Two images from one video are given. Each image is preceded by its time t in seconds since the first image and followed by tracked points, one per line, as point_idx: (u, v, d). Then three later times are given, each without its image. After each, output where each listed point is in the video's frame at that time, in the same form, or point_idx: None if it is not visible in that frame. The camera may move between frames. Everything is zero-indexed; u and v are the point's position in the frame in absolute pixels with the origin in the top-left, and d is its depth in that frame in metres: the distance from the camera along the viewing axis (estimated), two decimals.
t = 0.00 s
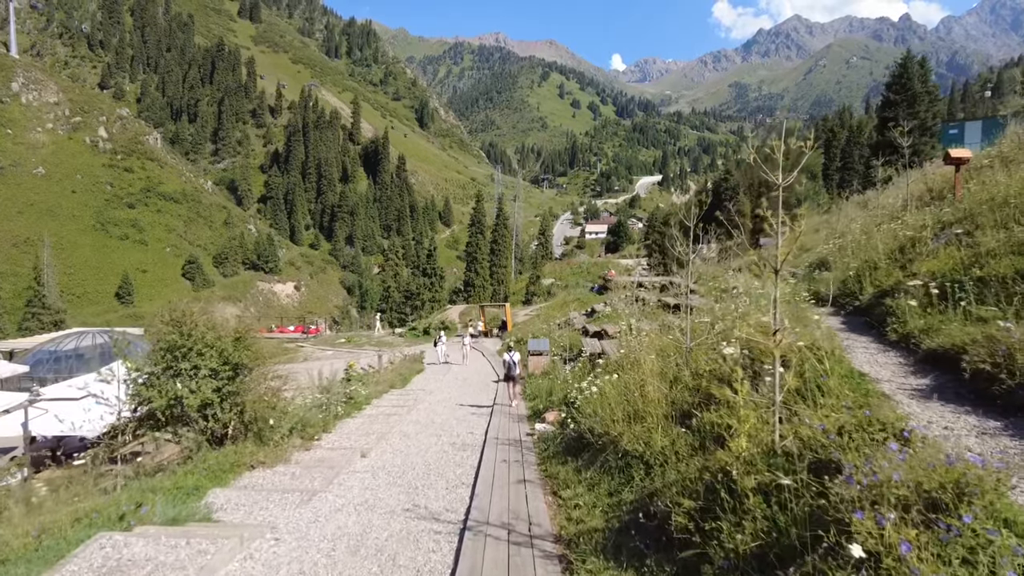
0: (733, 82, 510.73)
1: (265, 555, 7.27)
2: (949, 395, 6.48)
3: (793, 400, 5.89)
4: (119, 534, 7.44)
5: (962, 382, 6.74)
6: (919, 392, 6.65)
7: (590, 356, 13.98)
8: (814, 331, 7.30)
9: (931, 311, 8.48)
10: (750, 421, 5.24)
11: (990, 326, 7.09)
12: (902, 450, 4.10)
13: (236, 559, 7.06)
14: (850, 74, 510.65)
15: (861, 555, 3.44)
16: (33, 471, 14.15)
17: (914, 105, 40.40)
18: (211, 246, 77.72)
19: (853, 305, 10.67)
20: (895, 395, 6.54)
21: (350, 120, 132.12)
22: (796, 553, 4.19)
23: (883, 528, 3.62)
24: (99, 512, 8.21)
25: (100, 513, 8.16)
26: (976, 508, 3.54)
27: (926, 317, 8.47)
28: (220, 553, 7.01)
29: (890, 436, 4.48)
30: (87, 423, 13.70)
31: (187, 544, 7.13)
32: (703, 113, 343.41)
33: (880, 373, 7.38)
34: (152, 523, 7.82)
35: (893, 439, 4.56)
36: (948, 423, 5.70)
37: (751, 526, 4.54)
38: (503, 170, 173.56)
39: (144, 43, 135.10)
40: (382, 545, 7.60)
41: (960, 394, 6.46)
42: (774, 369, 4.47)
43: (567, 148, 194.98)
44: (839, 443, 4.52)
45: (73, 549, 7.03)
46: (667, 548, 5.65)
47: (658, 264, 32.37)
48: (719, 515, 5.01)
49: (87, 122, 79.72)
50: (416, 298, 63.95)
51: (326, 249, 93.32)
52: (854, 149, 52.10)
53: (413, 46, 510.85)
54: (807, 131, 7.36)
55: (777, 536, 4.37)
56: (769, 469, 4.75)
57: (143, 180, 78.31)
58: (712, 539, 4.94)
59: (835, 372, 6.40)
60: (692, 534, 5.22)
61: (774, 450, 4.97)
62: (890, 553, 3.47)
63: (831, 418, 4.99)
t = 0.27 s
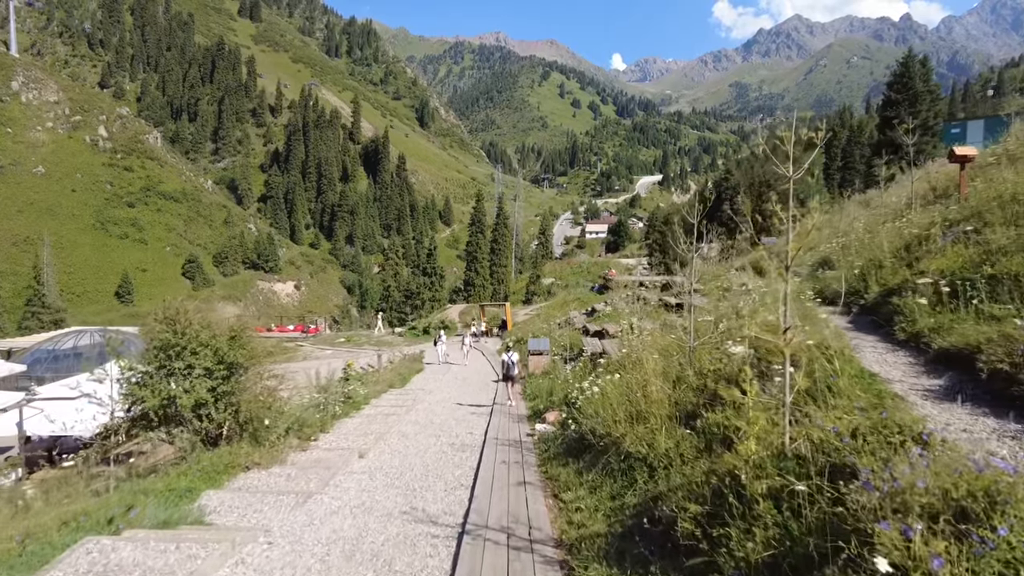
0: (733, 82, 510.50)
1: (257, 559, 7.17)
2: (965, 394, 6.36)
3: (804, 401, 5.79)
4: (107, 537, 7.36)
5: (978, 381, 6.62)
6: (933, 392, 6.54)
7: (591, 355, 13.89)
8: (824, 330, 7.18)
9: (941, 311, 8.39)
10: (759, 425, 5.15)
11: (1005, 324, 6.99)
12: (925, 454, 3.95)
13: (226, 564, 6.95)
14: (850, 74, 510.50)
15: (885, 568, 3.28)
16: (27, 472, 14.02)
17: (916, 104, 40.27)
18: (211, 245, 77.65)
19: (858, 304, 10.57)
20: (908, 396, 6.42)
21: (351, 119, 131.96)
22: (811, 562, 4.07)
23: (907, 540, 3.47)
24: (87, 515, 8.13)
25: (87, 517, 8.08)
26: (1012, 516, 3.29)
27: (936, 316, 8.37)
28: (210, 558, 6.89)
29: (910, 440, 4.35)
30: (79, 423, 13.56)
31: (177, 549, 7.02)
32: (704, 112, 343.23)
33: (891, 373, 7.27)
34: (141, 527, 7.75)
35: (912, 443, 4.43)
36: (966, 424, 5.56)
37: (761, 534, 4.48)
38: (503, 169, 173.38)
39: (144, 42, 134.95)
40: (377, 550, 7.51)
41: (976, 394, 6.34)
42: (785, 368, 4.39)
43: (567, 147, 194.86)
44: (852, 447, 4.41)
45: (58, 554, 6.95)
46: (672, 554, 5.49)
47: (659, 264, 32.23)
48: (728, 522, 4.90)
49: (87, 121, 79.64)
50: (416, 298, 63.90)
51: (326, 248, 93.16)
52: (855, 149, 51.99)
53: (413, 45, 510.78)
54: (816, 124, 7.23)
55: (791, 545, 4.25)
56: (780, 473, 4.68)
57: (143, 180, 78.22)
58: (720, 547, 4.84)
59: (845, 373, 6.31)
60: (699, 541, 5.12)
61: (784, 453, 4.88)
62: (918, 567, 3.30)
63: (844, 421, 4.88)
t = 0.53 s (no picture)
0: (733, 82, 510.37)
1: (250, 567, 7.05)
2: (984, 396, 6.26)
3: (817, 404, 5.69)
4: (94, 544, 7.24)
5: (996, 382, 6.52)
6: (952, 394, 6.43)
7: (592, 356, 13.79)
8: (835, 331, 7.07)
9: (955, 311, 8.30)
10: (770, 430, 5.07)
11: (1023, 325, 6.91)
12: (958, 464, 3.81)
13: (218, 572, 6.82)
14: (850, 74, 510.50)
15: None
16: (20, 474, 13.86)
17: (918, 103, 40.15)
18: (211, 244, 77.51)
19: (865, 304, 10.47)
20: (927, 397, 6.30)
21: (351, 119, 131.78)
22: None
23: (943, 557, 3.32)
24: (75, 520, 8.02)
25: (76, 522, 7.97)
26: None
27: (950, 316, 8.28)
28: (201, 566, 6.77)
29: (933, 448, 4.24)
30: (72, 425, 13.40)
31: (167, 556, 6.90)
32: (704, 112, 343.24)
33: (905, 375, 7.16)
34: (131, 533, 7.63)
35: (939, 449, 4.30)
36: (989, 427, 5.45)
37: (776, 544, 4.33)
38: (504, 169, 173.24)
39: (144, 42, 134.74)
40: (374, 556, 7.39)
41: (996, 395, 6.24)
42: (798, 371, 4.33)
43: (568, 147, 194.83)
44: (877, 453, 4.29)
45: (43, 562, 6.83)
46: (681, 565, 5.35)
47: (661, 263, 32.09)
48: (740, 531, 4.77)
49: (87, 120, 79.48)
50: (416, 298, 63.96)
51: (326, 248, 93.04)
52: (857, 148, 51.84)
53: (413, 45, 510.81)
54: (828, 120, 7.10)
55: (811, 558, 4.12)
56: (796, 481, 4.55)
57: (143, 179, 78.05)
58: (732, 556, 4.72)
59: (860, 375, 6.21)
60: (708, 551, 4.98)
61: (798, 460, 4.80)
62: None
63: (862, 425, 4.77)
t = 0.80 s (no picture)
0: (734, 81, 510.48)
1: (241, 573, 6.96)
2: (1001, 397, 6.16)
3: (830, 407, 5.59)
4: (80, 550, 7.18)
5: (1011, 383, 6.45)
6: (967, 395, 6.33)
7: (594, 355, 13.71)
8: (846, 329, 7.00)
9: (963, 310, 8.30)
10: (783, 433, 4.98)
11: None
12: (983, 470, 3.72)
13: None
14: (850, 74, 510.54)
15: None
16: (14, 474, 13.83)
17: (920, 101, 40.06)
18: (211, 244, 77.45)
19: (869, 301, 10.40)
20: (941, 397, 6.19)
21: (351, 118, 131.69)
22: None
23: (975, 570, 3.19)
24: (62, 525, 7.99)
25: (64, 527, 7.93)
26: None
27: (959, 315, 8.26)
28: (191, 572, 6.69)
29: (958, 455, 4.12)
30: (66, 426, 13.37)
31: (155, 563, 6.83)
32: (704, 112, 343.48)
33: (918, 376, 7.05)
34: (120, 537, 7.58)
35: (963, 454, 4.17)
36: (1007, 427, 5.39)
37: (788, 554, 4.24)
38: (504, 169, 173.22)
39: (144, 41, 134.66)
40: (370, 563, 7.28)
41: (1012, 396, 6.16)
42: (809, 372, 4.24)
43: (568, 146, 194.70)
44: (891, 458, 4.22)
45: (29, 569, 6.77)
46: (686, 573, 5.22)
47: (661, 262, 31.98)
48: (748, 540, 4.69)
49: (87, 120, 79.44)
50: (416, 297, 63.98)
51: (326, 247, 92.95)
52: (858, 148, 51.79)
53: (413, 45, 511.03)
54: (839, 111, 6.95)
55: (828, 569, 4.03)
56: (805, 485, 4.50)
57: (143, 178, 77.95)
58: (742, 565, 4.62)
59: (872, 376, 6.12)
60: (717, 560, 4.90)
61: (809, 464, 4.72)
62: None
63: (876, 428, 4.72)
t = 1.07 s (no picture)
0: (734, 81, 510.33)
1: None
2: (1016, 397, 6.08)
3: (842, 408, 5.50)
4: (62, 558, 7.10)
5: None
6: (981, 396, 6.23)
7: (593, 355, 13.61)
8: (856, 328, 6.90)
9: (975, 309, 8.22)
10: (793, 436, 4.85)
11: None
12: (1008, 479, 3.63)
13: None
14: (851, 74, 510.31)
15: None
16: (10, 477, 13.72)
17: (920, 101, 39.96)
18: (211, 244, 77.42)
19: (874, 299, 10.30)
20: (956, 399, 6.08)
21: (351, 119, 131.62)
22: None
23: None
24: (47, 531, 7.90)
25: (48, 533, 7.85)
26: None
27: (971, 313, 8.18)
28: None
29: (981, 462, 4.00)
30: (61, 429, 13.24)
31: (141, 570, 6.73)
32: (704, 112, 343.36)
33: (931, 376, 6.93)
34: (105, 544, 7.50)
35: (986, 462, 4.10)
36: None
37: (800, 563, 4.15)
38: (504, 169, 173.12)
39: (144, 41, 134.61)
40: (363, 568, 7.19)
41: None
42: (821, 373, 4.13)
43: (568, 147, 194.49)
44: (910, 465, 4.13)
45: None
46: None
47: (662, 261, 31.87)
48: (757, 548, 4.60)
49: (87, 120, 79.42)
50: (416, 298, 63.87)
51: (326, 248, 92.82)
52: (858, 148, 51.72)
53: (413, 45, 511.11)
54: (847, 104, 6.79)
55: None
56: (817, 490, 4.40)
57: (143, 178, 77.95)
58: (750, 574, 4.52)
59: (884, 376, 6.01)
60: (724, 568, 4.80)
61: (819, 469, 4.62)
62: None
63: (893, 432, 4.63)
